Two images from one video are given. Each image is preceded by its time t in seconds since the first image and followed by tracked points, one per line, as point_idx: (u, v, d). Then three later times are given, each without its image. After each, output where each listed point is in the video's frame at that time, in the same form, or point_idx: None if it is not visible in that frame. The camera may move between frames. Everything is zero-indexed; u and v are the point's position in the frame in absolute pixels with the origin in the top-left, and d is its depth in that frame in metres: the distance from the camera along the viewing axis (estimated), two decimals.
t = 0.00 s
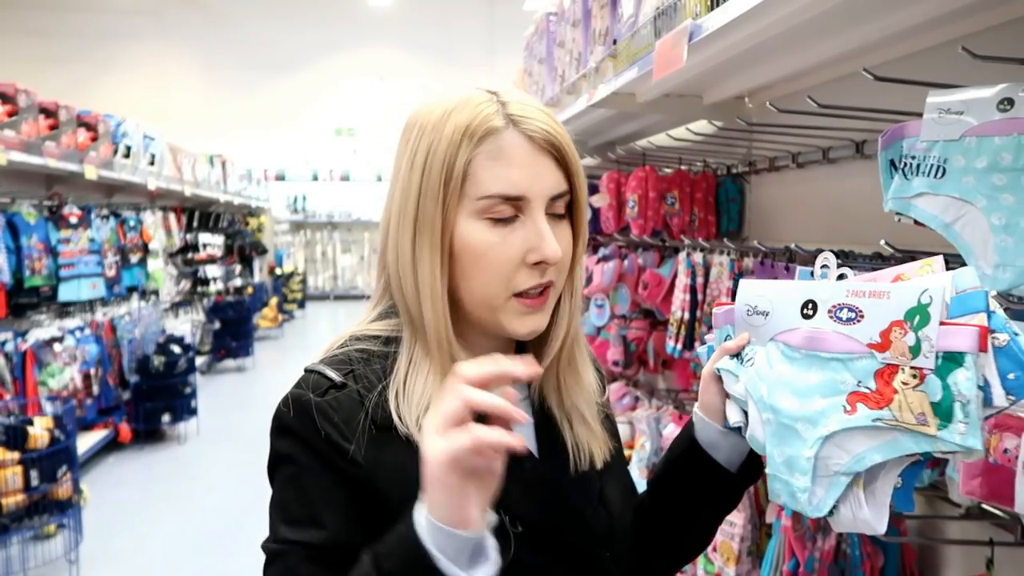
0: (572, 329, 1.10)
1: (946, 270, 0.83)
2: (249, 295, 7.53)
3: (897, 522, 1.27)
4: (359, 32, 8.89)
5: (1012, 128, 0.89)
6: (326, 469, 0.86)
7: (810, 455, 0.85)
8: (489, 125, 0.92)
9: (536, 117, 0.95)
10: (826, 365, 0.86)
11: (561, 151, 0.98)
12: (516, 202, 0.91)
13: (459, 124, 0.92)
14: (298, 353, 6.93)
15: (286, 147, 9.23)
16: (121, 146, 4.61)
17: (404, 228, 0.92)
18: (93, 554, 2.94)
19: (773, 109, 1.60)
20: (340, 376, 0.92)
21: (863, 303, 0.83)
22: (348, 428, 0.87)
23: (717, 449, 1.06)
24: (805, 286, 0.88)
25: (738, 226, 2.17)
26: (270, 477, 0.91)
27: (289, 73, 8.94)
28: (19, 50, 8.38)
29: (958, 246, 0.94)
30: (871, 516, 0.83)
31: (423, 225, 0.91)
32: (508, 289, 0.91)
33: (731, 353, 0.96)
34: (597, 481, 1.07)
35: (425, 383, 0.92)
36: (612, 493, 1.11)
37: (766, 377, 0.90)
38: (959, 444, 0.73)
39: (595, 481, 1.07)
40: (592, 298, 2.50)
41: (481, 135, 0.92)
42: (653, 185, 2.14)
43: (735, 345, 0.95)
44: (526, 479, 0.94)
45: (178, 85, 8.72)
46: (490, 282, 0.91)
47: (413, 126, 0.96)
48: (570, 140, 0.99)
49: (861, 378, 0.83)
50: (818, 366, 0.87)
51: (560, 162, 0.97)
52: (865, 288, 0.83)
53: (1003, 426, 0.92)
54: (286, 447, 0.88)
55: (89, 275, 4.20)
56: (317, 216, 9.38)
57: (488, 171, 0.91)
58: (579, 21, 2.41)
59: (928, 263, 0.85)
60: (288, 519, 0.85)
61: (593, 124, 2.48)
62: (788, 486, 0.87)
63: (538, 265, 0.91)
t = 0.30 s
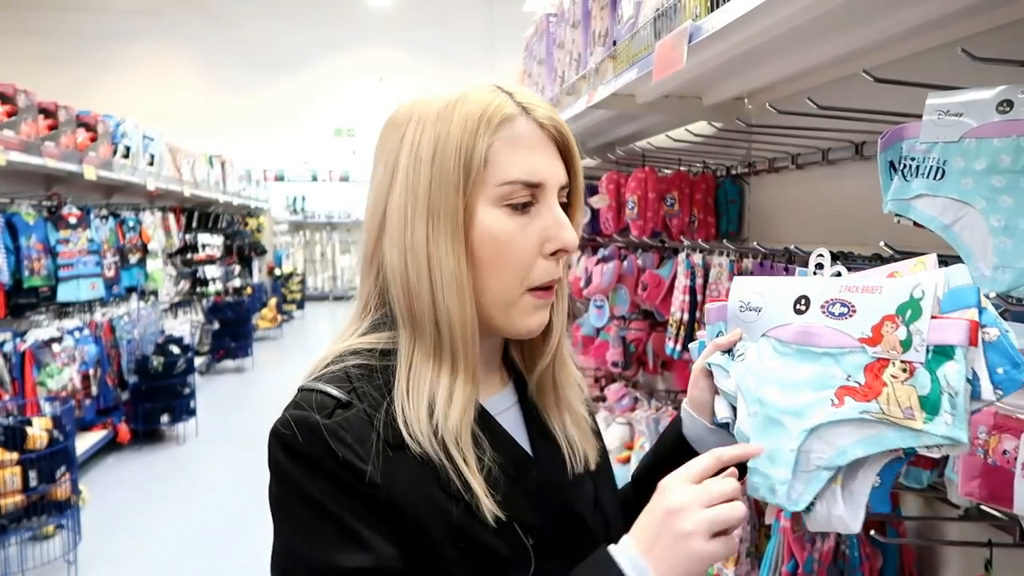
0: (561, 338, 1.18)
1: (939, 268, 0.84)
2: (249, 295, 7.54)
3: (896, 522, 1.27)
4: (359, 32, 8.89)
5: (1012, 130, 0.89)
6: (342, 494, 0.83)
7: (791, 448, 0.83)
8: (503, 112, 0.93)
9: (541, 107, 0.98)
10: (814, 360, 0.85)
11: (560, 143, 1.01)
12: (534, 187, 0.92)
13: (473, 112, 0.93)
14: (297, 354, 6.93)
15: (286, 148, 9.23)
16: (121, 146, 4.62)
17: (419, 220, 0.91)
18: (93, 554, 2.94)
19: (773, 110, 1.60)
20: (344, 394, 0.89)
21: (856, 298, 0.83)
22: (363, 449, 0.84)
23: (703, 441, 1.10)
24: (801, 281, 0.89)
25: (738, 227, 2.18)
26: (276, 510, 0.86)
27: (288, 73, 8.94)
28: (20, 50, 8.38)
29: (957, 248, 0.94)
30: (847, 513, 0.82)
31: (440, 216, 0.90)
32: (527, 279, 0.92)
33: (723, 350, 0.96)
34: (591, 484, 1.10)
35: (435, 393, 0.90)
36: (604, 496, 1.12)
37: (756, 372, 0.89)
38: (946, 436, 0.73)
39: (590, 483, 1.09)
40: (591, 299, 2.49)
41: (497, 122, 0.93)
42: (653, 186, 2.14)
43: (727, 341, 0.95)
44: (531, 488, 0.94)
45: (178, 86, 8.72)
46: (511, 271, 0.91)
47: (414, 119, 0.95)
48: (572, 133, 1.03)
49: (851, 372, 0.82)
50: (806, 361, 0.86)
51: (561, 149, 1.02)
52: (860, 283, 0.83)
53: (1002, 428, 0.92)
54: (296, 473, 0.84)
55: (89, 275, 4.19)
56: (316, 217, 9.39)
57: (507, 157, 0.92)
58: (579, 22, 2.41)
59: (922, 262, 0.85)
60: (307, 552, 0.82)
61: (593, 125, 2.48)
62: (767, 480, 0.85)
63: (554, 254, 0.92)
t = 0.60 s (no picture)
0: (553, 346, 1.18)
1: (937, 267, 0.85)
2: (248, 296, 7.54)
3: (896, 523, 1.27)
4: (358, 33, 8.88)
5: (1012, 131, 0.90)
6: (357, 506, 0.80)
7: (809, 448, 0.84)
8: (505, 110, 0.94)
9: (540, 105, 0.99)
10: (823, 362, 0.84)
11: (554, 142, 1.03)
12: (538, 185, 0.93)
13: (474, 110, 0.93)
14: (297, 354, 6.94)
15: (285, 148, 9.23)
16: (120, 147, 4.62)
17: (421, 221, 0.90)
18: (93, 555, 2.94)
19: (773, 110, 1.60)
20: (348, 406, 0.87)
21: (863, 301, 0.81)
22: (377, 460, 0.83)
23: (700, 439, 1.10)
24: (795, 279, 0.85)
25: (738, 227, 2.18)
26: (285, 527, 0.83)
27: (288, 74, 8.94)
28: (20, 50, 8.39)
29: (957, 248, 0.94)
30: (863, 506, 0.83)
31: (446, 216, 0.89)
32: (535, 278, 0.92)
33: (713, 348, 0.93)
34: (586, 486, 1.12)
35: (442, 400, 0.90)
36: (599, 496, 1.14)
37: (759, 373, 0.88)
38: (970, 439, 0.74)
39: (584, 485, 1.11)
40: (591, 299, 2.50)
41: (500, 119, 0.93)
42: (653, 187, 2.14)
43: (716, 338, 0.92)
44: (536, 493, 0.94)
45: (178, 86, 8.72)
46: (518, 272, 0.92)
47: (411, 119, 0.94)
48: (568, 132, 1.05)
49: (864, 374, 0.82)
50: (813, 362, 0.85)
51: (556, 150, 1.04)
52: (866, 286, 0.80)
53: (1002, 428, 0.91)
54: (307, 489, 0.81)
55: (88, 276, 4.19)
56: (316, 217, 9.40)
57: (511, 155, 0.92)
58: (579, 23, 2.41)
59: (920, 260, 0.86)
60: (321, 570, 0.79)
61: (593, 126, 2.48)
62: (786, 481, 0.86)
63: (559, 251, 0.93)
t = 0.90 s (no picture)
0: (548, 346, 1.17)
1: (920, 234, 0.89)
2: (247, 296, 7.54)
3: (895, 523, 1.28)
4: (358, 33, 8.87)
5: (1011, 131, 0.90)
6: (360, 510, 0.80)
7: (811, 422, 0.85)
8: (504, 113, 0.94)
9: (539, 108, 1.00)
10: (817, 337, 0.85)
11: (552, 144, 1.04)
12: (537, 190, 0.93)
13: (472, 111, 0.93)
14: (296, 355, 6.95)
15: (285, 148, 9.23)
16: (119, 148, 4.62)
17: (420, 226, 0.90)
18: (92, 556, 2.93)
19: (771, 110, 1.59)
20: (350, 411, 0.87)
21: (852, 272, 0.81)
22: (381, 463, 0.83)
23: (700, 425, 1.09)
24: (782, 256, 0.85)
25: (737, 228, 2.18)
26: (292, 531, 0.83)
27: (287, 74, 8.94)
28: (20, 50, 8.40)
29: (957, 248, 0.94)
30: (868, 471, 0.84)
31: (444, 220, 0.89)
32: (534, 282, 0.93)
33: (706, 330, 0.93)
34: (584, 485, 1.12)
35: (443, 406, 0.90)
36: (598, 495, 1.14)
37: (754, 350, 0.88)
38: (972, 397, 0.76)
39: (583, 484, 1.11)
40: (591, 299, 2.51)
41: (500, 122, 0.93)
42: (652, 187, 2.14)
43: (707, 320, 0.91)
44: (538, 494, 0.94)
45: (177, 86, 8.71)
46: (519, 276, 0.92)
47: (407, 120, 0.94)
48: (565, 134, 1.05)
49: (859, 344, 0.82)
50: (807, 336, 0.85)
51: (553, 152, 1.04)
52: (853, 256, 0.81)
53: (1002, 428, 0.91)
54: (311, 494, 0.81)
55: (87, 277, 4.19)
56: (315, 218, 9.41)
57: (511, 159, 0.92)
58: (578, 24, 2.41)
59: (901, 228, 0.90)
60: None
61: (593, 126, 2.48)
62: (789, 455, 0.86)
63: (557, 257, 0.93)
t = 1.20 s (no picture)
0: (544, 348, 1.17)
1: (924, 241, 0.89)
2: (247, 297, 7.54)
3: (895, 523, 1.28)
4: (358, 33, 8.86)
5: (1010, 131, 0.90)
6: (357, 509, 0.80)
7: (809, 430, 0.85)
8: (503, 116, 0.94)
9: (538, 111, 1.00)
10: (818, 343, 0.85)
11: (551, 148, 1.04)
12: (534, 195, 0.93)
13: (471, 115, 0.93)
14: (296, 355, 6.95)
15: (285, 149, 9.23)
16: (119, 148, 4.62)
17: (416, 228, 0.90)
18: (92, 557, 2.93)
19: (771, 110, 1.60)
20: (347, 410, 0.87)
21: (855, 278, 0.81)
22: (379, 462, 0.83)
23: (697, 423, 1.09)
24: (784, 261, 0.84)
25: (737, 228, 2.18)
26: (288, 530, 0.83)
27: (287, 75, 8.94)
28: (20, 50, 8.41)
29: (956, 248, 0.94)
30: (866, 478, 0.85)
31: (440, 224, 0.89)
32: (529, 285, 0.92)
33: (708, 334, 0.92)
34: (581, 485, 1.12)
35: (439, 407, 0.90)
36: (595, 495, 1.14)
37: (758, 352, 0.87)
38: (973, 406, 0.75)
39: (579, 484, 1.11)
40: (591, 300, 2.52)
41: (499, 126, 0.93)
42: (652, 188, 2.15)
43: (709, 324, 0.91)
44: (534, 493, 0.94)
45: (177, 87, 8.71)
46: (514, 281, 0.92)
47: (405, 122, 0.94)
48: (564, 137, 1.05)
49: (860, 350, 0.82)
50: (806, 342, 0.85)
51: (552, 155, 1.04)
52: (856, 263, 0.80)
53: (1001, 428, 0.91)
54: (308, 493, 0.81)
55: (87, 278, 4.19)
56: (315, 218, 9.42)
57: (509, 163, 0.92)
58: (578, 24, 2.41)
59: (906, 235, 0.90)
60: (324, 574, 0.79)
61: (592, 126, 2.48)
62: (788, 460, 0.87)
63: (553, 260, 0.93)
